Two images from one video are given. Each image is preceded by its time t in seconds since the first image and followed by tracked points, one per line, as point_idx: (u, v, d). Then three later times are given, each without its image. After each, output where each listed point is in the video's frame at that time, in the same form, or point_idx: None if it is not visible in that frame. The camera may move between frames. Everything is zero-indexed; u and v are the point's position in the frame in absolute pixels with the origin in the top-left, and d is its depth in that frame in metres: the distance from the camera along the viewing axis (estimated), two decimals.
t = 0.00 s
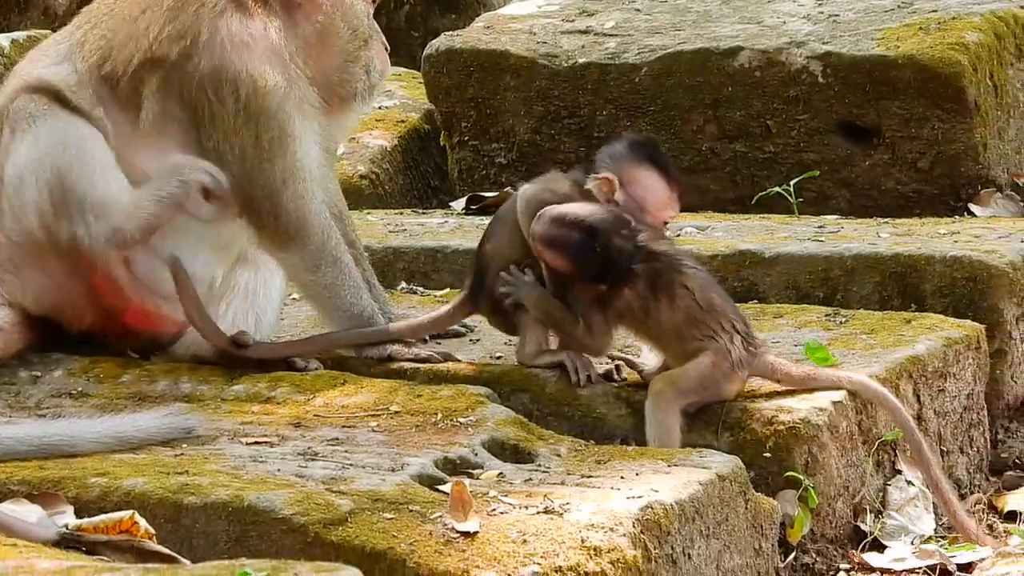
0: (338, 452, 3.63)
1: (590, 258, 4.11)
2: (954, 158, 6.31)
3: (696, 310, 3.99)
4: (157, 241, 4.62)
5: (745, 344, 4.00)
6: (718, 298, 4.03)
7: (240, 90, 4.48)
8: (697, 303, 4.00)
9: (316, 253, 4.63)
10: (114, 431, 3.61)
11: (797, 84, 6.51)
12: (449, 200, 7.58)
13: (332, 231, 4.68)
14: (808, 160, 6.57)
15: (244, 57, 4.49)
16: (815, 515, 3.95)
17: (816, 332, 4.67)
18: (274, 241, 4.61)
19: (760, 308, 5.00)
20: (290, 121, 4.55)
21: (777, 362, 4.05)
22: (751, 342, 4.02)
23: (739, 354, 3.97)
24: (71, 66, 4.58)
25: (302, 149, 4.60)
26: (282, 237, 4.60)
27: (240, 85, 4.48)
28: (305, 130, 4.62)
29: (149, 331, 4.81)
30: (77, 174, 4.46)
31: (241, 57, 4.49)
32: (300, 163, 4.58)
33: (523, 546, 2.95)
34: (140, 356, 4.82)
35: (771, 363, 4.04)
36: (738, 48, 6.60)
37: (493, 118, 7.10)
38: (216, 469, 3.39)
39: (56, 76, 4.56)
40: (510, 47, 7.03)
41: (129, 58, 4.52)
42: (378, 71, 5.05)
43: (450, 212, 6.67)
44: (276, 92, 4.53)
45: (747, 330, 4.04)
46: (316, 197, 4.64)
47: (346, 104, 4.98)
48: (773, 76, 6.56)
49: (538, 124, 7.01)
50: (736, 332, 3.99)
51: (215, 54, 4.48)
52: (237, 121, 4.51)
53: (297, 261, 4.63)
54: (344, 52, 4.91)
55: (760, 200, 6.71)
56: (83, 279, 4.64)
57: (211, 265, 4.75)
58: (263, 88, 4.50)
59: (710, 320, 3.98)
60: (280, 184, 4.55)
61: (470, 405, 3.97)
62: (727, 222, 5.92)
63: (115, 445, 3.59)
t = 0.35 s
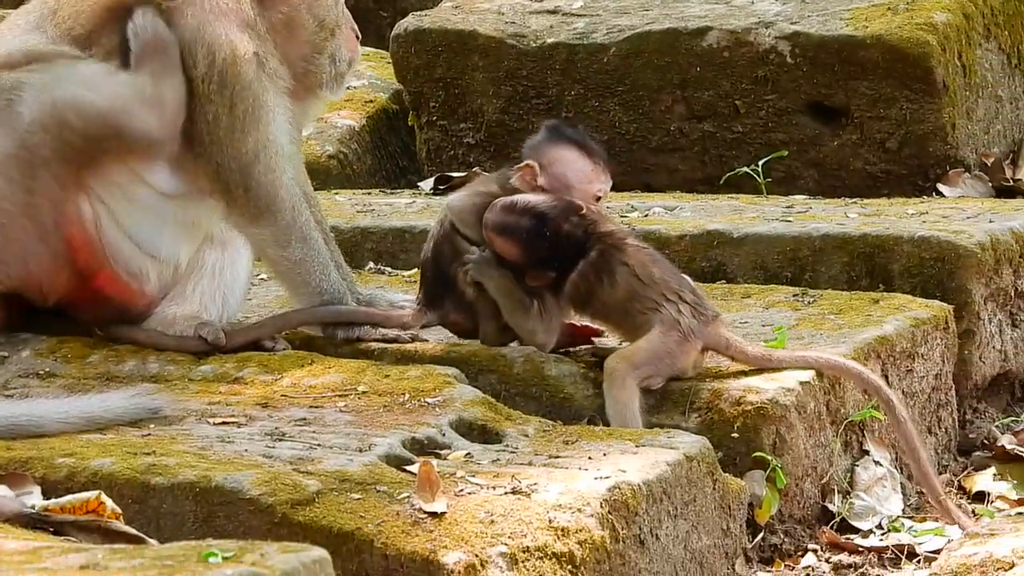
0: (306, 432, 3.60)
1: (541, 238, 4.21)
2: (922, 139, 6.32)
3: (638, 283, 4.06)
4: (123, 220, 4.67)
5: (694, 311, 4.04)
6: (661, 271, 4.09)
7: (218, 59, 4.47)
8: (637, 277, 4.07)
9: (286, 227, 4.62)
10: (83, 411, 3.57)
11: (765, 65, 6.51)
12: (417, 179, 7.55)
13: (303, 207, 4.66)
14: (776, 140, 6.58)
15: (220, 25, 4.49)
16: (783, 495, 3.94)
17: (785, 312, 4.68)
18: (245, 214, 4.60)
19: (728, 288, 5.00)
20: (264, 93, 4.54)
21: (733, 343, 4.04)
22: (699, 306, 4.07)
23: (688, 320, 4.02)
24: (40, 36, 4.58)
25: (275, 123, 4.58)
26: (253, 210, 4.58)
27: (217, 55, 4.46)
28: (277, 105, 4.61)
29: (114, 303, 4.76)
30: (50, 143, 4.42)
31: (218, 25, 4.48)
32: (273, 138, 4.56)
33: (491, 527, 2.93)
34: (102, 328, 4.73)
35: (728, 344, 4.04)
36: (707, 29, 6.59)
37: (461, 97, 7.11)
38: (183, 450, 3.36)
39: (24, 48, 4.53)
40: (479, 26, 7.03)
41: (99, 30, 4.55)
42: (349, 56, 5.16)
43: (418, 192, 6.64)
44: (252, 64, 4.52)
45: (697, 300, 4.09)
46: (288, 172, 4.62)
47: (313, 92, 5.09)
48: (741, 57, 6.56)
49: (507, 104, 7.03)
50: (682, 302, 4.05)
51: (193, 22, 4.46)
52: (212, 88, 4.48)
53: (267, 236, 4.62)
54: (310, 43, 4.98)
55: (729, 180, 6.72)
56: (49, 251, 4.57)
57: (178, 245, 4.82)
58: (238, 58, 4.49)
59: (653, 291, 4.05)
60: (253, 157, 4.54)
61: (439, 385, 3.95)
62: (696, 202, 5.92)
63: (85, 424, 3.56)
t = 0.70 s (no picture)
0: (283, 420, 3.58)
1: (489, 198, 4.23)
2: (898, 125, 6.33)
3: (560, 258, 4.05)
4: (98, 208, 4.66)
5: (626, 287, 4.00)
6: (595, 247, 4.06)
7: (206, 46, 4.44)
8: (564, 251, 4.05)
9: (269, 214, 4.67)
10: (60, 400, 3.54)
11: (741, 52, 6.51)
12: (393, 168, 7.53)
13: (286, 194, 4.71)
14: (752, 127, 6.60)
15: (208, 11, 4.45)
16: (761, 482, 3.94)
17: (762, 299, 4.68)
18: (230, 200, 4.63)
19: (705, 275, 5.00)
20: (250, 78, 4.56)
21: (671, 322, 4.02)
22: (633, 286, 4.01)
23: (620, 299, 3.98)
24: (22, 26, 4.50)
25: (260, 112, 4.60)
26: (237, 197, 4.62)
27: (205, 41, 4.44)
28: (263, 92, 4.62)
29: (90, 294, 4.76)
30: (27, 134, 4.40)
31: (205, 10, 4.44)
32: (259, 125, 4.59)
33: (469, 515, 2.92)
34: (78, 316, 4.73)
35: (666, 324, 4.03)
36: (682, 16, 6.58)
37: (437, 86, 7.11)
38: (161, 439, 3.34)
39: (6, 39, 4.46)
40: (454, 15, 7.02)
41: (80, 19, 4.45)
42: (331, 48, 5.19)
43: (394, 181, 6.62)
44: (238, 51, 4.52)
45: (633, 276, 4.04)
46: (272, 158, 4.66)
47: (297, 82, 5.10)
48: (717, 44, 6.56)
49: (483, 92, 7.02)
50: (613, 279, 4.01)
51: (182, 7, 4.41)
52: (199, 74, 4.47)
53: (250, 223, 4.67)
54: (295, 38, 4.97)
55: (705, 168, 6.73)
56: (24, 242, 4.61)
57: (157, 234, 4.78)
58: (227, 44, 4.48)
59: (582, 267, 4.03)
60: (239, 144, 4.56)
61: (417, 374, 3.93)
62: (672, 189, 5.92)
63: (63, 414, 3.53)
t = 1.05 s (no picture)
0: (266, 411, 3.57)
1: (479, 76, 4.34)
2: (882, 116, 6.34)
3: (560, 187, 3.97)
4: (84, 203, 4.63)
5: (604, 234, 3.95)
6: (590, 179, 3.98)
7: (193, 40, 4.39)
8: (563, 179, 3.97)
9: (254, 207, 4.66)
10: (43, 391, 3.52)
11: (724, 42, 6.51)
12: (377, 159, 7.52)
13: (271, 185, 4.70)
14: (736, 117, 6.60)
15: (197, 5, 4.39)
16: (745, 473, 3.94)
17: (746, 290, 4.68)
18: (215, 190, 4.64)
19: (689, 266, 5.00)
20: (238, 71, 4.53)
21: (638, 277, 3.92)
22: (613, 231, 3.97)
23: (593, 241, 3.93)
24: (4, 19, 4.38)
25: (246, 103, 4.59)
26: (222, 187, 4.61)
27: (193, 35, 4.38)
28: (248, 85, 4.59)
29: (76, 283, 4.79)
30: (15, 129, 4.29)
31: (192, 6, 4.37)
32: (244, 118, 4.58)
33: (453, 506, 2.91)
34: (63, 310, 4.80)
35: (632, 277, 3.94)
36: (666, 6, 6.58)
37: (421, 76, 7.10)
38: (145, 430, 3.33)
39: None
40: (438, 5, 7.01)
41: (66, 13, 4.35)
42: (316, 42, 5.20)
43: (378, 171, 6.61)
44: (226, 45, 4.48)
45: (614, 221, 3.98)
46: (257, 150, 4.65)
47: (284, 75, 5.08)
48: (700, 35, 6.56)
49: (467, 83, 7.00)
50: (598, 222, 3.94)
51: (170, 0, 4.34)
52: (186, 68, 4.43)
53: (234, 215, 4.66)
54: (280, 33, 4.96)
55: (688, 159, 6.73)
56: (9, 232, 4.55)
57: (142, 225, 4.75)
58: (215, 39, 4.42)
59: (570, 199, 3.96)
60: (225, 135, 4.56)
61: (400, 364, 3.92)
62: (655, 179, 5.93)
63: (46, 405, 3.51)
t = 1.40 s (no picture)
0: (262, 404, 3.57)
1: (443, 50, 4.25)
2: (877, 107, 6.34)
3: (540, 153, 3.96)
4: (79, 187, 4.67)
5: (584, 190, 3.97)
6: (565, 142, 4.00)
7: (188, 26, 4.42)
8: (541, 141, 3.97)
9: (254, 196, 4.66)
10: (39, 384, 3.52)
11: (719, 34, 6.50)
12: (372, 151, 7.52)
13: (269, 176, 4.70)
14: (731, 109, 6.61)
15: None
16: (741, 464, 3.94)
17: (742, 281, 4.69)
18: (211, 179, 4.63)
19: (685, 258, 5.01)
20: (235, 58, 4.55)
21: (620, 230, 4.05)
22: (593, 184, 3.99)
23: (572, 200, 3.95)
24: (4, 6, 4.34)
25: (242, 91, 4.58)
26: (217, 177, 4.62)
27: (189, 21, 4.41)
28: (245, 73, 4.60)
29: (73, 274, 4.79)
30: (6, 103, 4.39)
31: None
32: (240, 105, 4.57)
33: (449, 498, 2.91)
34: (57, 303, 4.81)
35: (614, 231, 4.05)
36: None
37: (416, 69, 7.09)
38: (141, 423, 3.33)
39: None
40: None
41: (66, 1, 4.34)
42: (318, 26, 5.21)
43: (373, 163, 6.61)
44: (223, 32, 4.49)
45: (591, 176, 4.01)
46: (253, 139, 4.65)
47: (288, 60, 5.08)
48: (695, 27, 6.56)
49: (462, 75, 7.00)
50: (574, 180, 3.96)
51: None
52: (184, 54, 4.44)
53: (230, 204, 4.65)
54: (283, 18, 4.97)
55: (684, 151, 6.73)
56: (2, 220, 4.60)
57: (141, 219, 4.80)
58: (212, 22, 4.46)
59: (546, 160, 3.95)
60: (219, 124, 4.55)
61: (396, 357, 3.92)
62: (651, 171, 5.93)
63: (42, 397, 3.51)
